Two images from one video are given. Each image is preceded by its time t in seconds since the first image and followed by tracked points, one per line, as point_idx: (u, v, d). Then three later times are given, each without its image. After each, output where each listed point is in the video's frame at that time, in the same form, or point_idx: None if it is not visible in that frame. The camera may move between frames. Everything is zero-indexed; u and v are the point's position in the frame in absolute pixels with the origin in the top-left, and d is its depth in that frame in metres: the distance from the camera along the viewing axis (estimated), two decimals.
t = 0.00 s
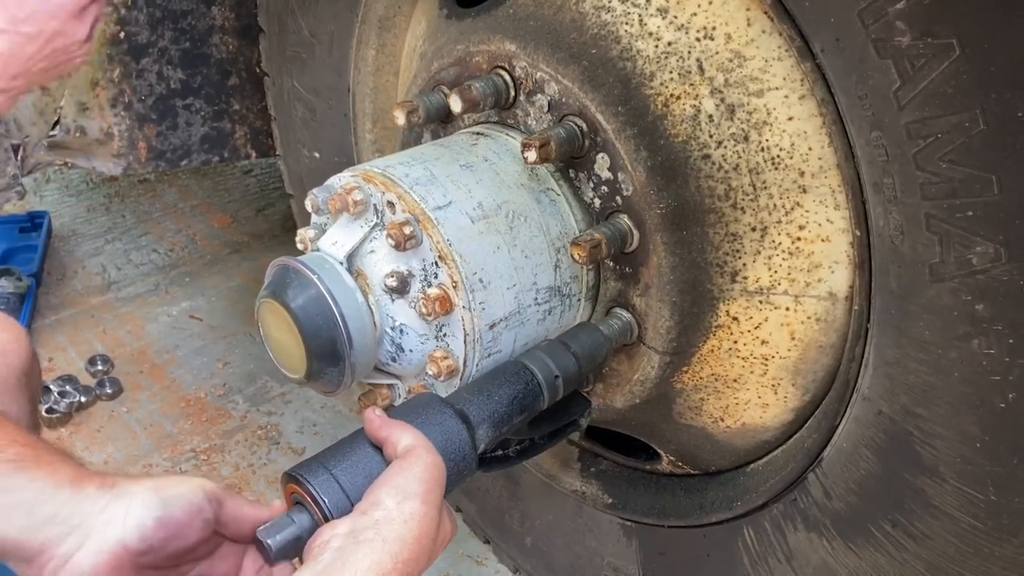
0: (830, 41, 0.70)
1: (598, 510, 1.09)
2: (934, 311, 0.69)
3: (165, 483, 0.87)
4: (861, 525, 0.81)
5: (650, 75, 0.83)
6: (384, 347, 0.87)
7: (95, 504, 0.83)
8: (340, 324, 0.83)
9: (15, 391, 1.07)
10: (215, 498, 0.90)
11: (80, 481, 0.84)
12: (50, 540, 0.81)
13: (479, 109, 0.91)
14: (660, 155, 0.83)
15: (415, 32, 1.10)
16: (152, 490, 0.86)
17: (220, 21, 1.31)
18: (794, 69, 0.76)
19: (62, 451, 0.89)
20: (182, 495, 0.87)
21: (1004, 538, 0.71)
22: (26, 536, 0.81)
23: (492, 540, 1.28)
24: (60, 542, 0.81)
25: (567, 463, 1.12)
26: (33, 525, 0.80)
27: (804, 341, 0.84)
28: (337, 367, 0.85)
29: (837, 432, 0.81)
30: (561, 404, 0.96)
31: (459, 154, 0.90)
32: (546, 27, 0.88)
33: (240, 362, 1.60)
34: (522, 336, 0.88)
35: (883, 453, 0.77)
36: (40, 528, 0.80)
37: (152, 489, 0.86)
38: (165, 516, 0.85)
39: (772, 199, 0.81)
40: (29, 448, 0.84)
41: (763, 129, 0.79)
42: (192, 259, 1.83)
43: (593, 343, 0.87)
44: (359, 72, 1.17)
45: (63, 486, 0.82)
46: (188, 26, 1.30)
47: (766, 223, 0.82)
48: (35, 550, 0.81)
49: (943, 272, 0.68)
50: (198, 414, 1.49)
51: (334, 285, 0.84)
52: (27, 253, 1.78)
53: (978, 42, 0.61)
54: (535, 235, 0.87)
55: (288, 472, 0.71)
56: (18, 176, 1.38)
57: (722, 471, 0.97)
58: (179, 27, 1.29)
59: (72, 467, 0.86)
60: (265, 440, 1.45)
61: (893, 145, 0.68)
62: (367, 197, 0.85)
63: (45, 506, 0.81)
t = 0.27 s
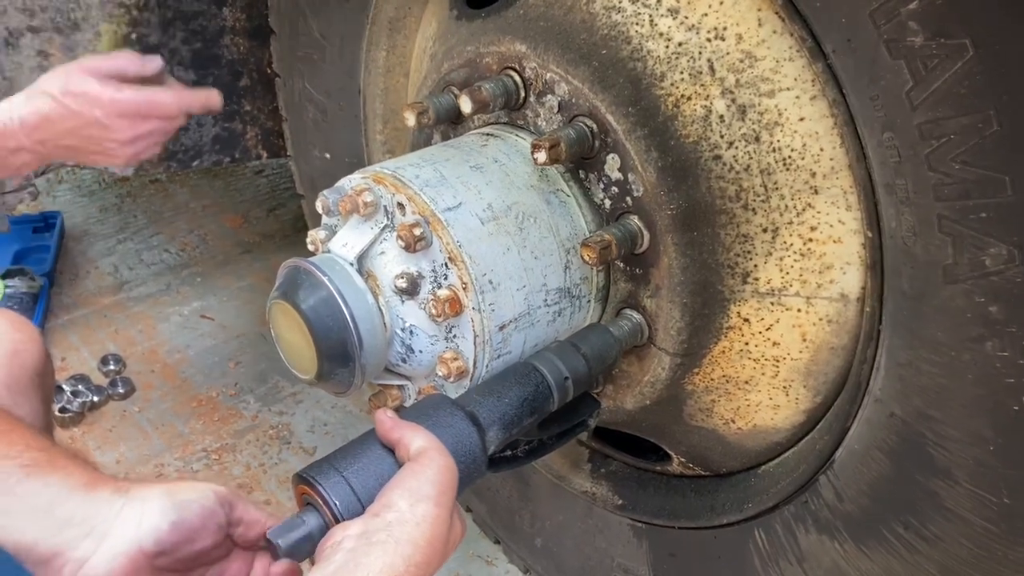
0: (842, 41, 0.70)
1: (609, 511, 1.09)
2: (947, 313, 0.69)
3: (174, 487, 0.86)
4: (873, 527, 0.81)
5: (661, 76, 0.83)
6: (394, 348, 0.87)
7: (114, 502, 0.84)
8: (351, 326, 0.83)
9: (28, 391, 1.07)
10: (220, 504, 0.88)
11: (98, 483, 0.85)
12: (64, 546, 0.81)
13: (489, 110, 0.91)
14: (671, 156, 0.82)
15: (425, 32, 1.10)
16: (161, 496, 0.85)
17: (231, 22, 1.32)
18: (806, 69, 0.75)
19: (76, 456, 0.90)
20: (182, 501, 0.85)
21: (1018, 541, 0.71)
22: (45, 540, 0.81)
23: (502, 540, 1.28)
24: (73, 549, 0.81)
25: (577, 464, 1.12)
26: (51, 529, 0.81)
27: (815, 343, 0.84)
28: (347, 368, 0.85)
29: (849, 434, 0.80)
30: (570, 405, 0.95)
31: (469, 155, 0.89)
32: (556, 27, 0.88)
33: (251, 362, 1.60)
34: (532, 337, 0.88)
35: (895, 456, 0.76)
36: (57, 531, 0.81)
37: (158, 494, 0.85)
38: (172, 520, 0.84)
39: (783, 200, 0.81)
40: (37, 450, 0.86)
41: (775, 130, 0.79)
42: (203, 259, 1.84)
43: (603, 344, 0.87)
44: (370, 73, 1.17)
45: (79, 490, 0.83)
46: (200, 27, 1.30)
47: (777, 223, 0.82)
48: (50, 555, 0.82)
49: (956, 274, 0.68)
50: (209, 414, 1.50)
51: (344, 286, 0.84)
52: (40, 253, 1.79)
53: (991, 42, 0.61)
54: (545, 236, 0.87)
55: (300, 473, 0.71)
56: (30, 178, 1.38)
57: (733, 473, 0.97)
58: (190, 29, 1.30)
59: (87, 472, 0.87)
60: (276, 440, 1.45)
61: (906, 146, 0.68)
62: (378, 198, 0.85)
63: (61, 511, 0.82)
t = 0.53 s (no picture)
0: (861, 35, 0.69)
1: (624, 509, 1.09)
2: (967, 310, 0.69)
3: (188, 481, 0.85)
4: (891, 525, 0.80)
5: (678, 71, 0.82)
6: (410, 345, 0.87)
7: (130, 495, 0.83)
8: (367, 323, 0.83)
9: (45, 388, 1.08)
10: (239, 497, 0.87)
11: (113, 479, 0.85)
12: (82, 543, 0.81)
13: (504, 106, 0.91)
14: (688, 152, 0.82)
15: (440, 30, 1.10)
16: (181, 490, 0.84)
17: (245, 21, 1.32)
18: (824, 64, 0.75)
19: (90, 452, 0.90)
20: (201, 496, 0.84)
21: None
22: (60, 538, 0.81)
23: (517, 538, 1.28)
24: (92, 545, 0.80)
25: (591, 461, 1.12)
26: (71, 525, 0.81)
27: (833, 340, 0.83)
28: (364, 364, 0.85)
29: (866, 432, 0.80)
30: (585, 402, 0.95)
31: (484, 152, 0.89)
32: (572, 23, 0.88)
33: (265, 359, 1.61)
34: (548, 334, 0.88)
35: (914, 454, 0.76)
36: (73, 529, 0.81)
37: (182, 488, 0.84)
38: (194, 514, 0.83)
39: (801, 196, 0.80)
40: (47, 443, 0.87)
41: (793, 126, 0.79)
42: (217, 257, 1.84)
43: (619, 341, 0.86)
44: (384, 71, 1.17)
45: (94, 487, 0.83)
46: (214, 25, 1.30)
47: (795, 220, 0.81)
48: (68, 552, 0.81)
49: (977, 270, 0.67)
50: (224, 411, 1.50)
51: (360, 282, 0.84)
52: (56, 251, 1.80)
53: (1014, 36, 0.60)
54: (561, 233, 0.87)
55: (317, 470, 0.71)
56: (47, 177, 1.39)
57: (750, 471, 0.96)
58: (205, 27, 1.30)
59: (101, 468, 0.86)
60: (290, 437, 1.46)
61: (926, 141, 0.67)
62: (393, 195, 0.85)
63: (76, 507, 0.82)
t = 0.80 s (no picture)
0: (875, 34, 0.69)
1: (635, 509, 1.09)
2: (982, 309, 0.68)
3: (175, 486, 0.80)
4: (905, 526, 0.80)
5: (690, 70, 0.82)
6: (421, 344, 0.87)
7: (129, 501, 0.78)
8: (379, 322, 0.84)
9: (56, 388, 1.08)
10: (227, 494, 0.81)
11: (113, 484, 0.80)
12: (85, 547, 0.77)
13: (516, 106, 0.91)
14: (700, 150, 0.82)
15: (451, 29, 1.10)
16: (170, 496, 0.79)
17: (257, 20, 1.33)
18: (837, 63, 0.75)
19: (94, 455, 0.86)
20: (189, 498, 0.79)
21: None
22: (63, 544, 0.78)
23: (528, 536, 1.28)
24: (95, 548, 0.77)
25: (602, 460, 1.12)
26: (70, 532, 0.77)
27: (846, 339, 0.83)
28: (376, 363, 0.86)
29: (879, 431, 0.79)
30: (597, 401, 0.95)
31: (496, 151, 0.89)
32: (584, 22, 0.88)
33: (276, 358, 1.61)
34: (559, 333, 0.88)
35: (927, 453, 0.76)
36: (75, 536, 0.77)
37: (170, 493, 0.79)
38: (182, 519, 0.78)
39: (814, 195, 0.80)
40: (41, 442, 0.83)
41: (806, 124, 0.78)
42: (229, 256, 1.85)
43: (631, 341, 0.86)
44: (395, 70, 1.17)
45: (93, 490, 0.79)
46: (225, 25, 1.31)
47: (808, 219, 0.81)
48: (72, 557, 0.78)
49: (992, 270, 0.67)
50: (236, 409, 1.51)
51: (372, 281, 0.84)
52: (69, 249, 1.81)
53: None
54: (572, 232, 0.87)
55: (330, 469, 0.71)
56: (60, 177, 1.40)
57: (762, 470, 0.96)
58: (216, 27, 1.30)
59: (105, 471, 0.82)
60: (302, 435, 1.46)
61: (940, 140, 0.67)
62: (405, 194, 0.85)
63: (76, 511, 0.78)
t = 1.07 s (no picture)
0: (885, 31, 0.69)
1: (644, 507, 1.09)
2: (992, 307, 0.68)
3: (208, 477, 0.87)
4: (914, 524, 0.80)
5: (699, 67, 0.82)
6: (431, 342, 0.87)
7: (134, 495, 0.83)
8: (388, 320, 0.84)
9: (65, 387, 1.08)
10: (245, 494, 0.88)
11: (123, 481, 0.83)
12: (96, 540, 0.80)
13: (525, 104, 0.91)
14: (709, 148, 0.82)
15: (459, 27, 1.10)
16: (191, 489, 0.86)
17: (265, 20, 1.33)
18: (847, 60, 0.75)
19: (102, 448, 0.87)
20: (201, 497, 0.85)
21: None
22: (72, 537, 0.79)
23: (537, 534, 1.28)
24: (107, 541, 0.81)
25: (611, 458, 1.12)
26: (81, 525, 0.79)
27: (855, 337, 0.83)
28: (385, 361, 0.86)
29: (889, 429, 0.79)
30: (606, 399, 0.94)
31: (505, 149, 0.89)
32: (592, 20, 0.87)
33: (285, 356, 1.62)
34: (568, 331, 0.88)
35: (937, 451, 0.75)
36: (86, 528, 0.79)
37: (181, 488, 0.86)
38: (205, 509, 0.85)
39: (823, 193, 0.80)
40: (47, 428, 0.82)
41: (815, 122, 0.78)
42: (238, 255, 1.86)
43: (639, 339, 0.86)
44: (403, 69, 1.17)
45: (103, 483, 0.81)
46: (235, 25, 1.31)
47: (817, 217, 0.81)
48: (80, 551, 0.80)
49: (1003, 267, 0.67)
50: (245, 408, 1.51)
51: (381, 280, 0.84)
52: (79, 249, 1.82)
53: None
54: (581, 230, 0.87)
55: (341, 470, 0.72)
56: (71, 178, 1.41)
57: (771, 468, 0.96)
58: (225, 26, 1.30)
59: (117, 466, 0.85)
60: (311, 433, 1.47)
61: (950, 137, 0.67)
62: (414, 192, 0.85)
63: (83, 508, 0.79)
